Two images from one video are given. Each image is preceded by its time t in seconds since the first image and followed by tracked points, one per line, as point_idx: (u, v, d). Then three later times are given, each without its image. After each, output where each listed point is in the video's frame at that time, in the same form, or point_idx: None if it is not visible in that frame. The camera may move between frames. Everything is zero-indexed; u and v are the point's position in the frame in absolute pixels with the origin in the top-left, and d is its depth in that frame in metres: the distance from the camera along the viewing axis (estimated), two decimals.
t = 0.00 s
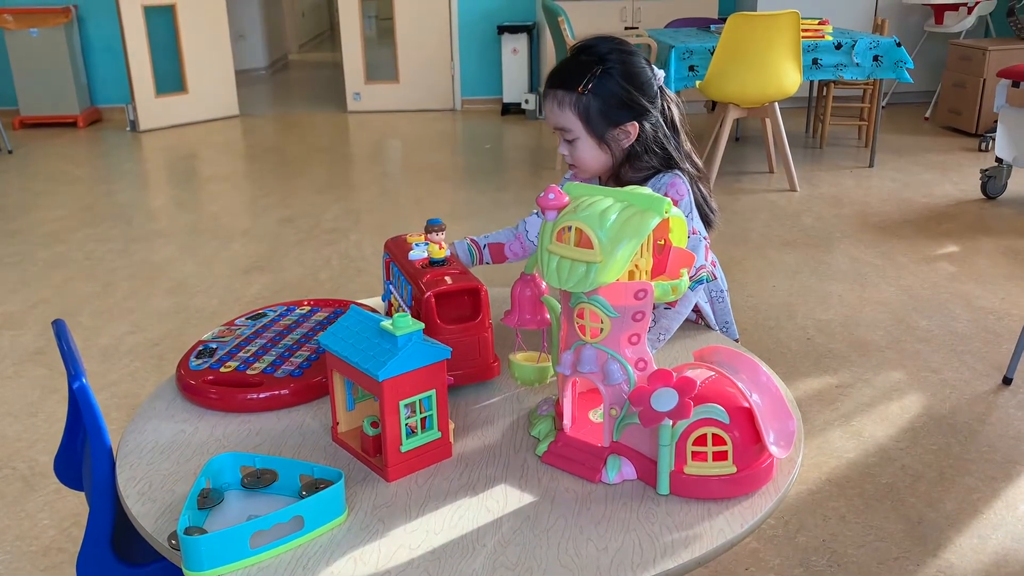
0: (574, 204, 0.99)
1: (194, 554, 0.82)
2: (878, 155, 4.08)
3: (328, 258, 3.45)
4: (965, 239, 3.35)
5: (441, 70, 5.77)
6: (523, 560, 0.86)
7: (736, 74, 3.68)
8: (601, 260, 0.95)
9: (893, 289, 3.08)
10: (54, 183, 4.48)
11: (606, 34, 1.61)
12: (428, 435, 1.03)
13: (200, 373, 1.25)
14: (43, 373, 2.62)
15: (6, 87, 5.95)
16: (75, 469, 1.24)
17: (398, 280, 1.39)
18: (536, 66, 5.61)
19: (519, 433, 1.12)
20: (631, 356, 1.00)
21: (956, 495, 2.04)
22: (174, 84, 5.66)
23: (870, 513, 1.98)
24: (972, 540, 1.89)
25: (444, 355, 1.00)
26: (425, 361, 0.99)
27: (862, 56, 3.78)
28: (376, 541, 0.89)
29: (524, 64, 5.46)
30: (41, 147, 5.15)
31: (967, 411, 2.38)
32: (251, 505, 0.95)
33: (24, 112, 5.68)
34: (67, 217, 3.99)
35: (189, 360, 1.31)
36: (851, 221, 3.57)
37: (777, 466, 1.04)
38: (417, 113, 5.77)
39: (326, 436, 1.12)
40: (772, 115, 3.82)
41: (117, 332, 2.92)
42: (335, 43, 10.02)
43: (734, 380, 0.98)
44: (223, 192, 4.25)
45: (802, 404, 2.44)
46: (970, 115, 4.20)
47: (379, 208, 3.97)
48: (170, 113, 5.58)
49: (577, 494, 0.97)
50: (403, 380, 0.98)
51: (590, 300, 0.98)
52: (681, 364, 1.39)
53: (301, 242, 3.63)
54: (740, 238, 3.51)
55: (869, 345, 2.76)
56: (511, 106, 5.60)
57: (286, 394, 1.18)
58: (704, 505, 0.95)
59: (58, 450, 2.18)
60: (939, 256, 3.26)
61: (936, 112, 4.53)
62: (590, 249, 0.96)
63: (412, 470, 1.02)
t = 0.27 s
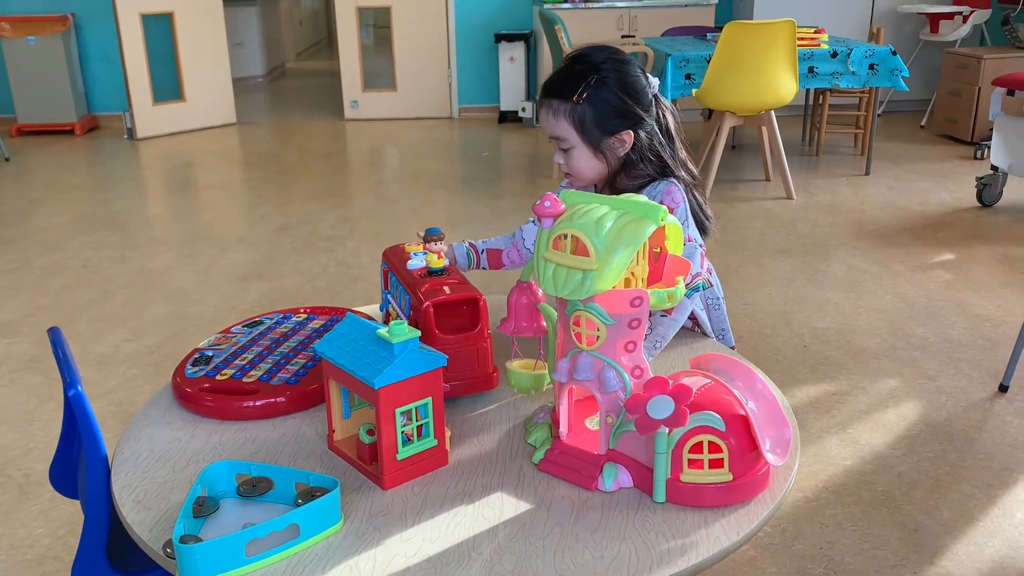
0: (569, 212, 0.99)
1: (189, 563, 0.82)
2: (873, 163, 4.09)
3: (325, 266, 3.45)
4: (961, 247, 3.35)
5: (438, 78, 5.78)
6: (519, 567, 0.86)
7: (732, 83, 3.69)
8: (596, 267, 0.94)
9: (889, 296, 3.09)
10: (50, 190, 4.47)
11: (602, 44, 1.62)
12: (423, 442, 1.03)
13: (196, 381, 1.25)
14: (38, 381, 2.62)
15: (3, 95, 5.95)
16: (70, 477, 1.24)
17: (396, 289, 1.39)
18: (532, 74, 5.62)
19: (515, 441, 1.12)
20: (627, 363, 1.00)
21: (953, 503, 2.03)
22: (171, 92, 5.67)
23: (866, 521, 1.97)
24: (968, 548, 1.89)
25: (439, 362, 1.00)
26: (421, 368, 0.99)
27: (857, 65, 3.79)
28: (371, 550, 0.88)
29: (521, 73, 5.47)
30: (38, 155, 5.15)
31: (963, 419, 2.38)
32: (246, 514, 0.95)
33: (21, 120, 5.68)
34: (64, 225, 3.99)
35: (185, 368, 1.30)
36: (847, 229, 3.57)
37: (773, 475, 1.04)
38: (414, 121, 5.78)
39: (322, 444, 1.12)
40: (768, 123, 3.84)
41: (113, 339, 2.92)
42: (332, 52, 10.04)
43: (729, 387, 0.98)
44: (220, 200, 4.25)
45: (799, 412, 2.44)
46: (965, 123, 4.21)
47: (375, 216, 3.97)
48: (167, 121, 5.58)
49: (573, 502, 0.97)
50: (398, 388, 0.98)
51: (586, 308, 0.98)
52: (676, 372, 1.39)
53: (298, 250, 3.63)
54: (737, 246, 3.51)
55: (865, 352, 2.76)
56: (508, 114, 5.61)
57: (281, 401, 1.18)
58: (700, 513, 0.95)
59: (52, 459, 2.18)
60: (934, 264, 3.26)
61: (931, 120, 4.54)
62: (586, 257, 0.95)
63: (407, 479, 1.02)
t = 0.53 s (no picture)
0: (556, 238, 0.99)
1: None
2: (859, 184, 4.14)
3: (314, 287, 3.45)
4: (946, 268, 3.39)
5: (428, 98, 5.81)
6: None
7: (718, 106, 3.73)
8: (583, 294, 0.94)
9: (875, 317, 3.11)
10: (38, 211, 4.46)
11: (590, 72, 1.64)
12: (411, 469, 1.03)
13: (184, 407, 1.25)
14: (25, 404, 2.60)
15: None
16: (55, 502, 1.23)
17: (384, 314, 1.39)
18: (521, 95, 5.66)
19: (503, 465, 1.12)
20: (614, 389, 1.00)
21: (939, 525, 2.04)
22: (161, 112, 5.68)
23: (854, 544, 1.98)
24: (956, 571, 1.89)
25: (427, 388, 1.00)
26: (408, 394, 0.99)
27: (842, 87, 3.83)
28: None
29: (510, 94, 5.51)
30: (26, 175, 5.14)
31: (949, 440, 2.40)
32: (234, 542, 0.94)
33: (10, 140, 5.67)
34: (52, 246, 3.98)
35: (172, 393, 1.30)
36: (833, 250, 3.60)
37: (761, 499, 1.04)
38: (403, 141, 5.80)
39: (309, 469, 1.12)
40: (754, 145, 3.87)
41: (101, 361, 2.91)
42: (322, 72, 10.08)
43: (716, 413, 0.99)
44: (209, 221, 4.25)
45: (786, 433, 2.45)
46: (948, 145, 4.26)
47: (365, 236, 3.98)
48: (157, 141, 5.59)
49: (561, 528, 0.97)
50: (386, 415, 0.98)
51: (573, 333, 0.98)
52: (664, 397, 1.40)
53: (287, 271, 3.63)
54: (724, 266, 3.54)
55: (852, 373, 2.78)
56: (497, 134, 5.64)
57: (269, 427, 1.18)
58: (687, 539, 0.95)
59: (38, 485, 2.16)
60: (920, 285, 3.29)
61: (915, 141, 4.59)
62: (572, 282, 0.95)
63: (395, 505, 1.02)
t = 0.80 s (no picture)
0: (520, 283, 0.98)
1: None
2: (819, 219, 4.22)
3: (280, 324, 3.42)
4: (904, 302, 3.45)
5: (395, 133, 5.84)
6: None
7: (681, 143, 3.80)
8: (546, 337, 0.93)
9: (837, 351, 3.16)
10: None
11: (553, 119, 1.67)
12: (373, 517, 1.01)
13: (143, 454, 1.22)
14: None
15: None
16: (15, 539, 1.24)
17: (349, 356, 1.36)
18: (489, 131, 5.72)
19: (467, 510, 1.12)
20: (579, 433, 0.98)
21: (902, 560, 2.06)
22: (125, 147, 5.63)
23: None
24: None
25: (392, 434, 0.99)
26: (373, 440, 0.98)
27: (801, 125, 3.92)
28: None
29: (476, 130, 5.57)
30: None
31: (910, 474, 2.43)
32: None
33: None
34: (10, 283, 3.91)
35: (132, 440, 1.27)
36: (795, 284, 3.66)
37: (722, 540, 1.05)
38: (371, 175, 5.81)
39: (271, 516, 1.10)
40: (717, 182, 3.93)
41: (59, 402, 2.84)
42: (289, 107, 10.10)
43: (678, 455, 0.98)
44: (173, 257, 4.21)
45: (752, 470, 2.47)
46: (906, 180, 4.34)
47: (332, 272, 3.96)
48: (121, 176, 5.54)
49: None
50: (349, 462, 0.96)
51: (537, 377, 0.95)
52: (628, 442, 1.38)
53: (253, 308, 3.60)
54: (689, 301, 3.57)
55: (815, 408, 2.81)
56: (464, 169, 5.66)
57: (230, 473, 1.16)
58: None
59: None
60: (879, 319, 3.35)
61: (873, 177, 4.69)
62: (536, 326, 0.94)
63: (358, 553, 1.00)
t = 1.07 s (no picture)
0: (455, 350, 0.98)
1: None
2: (750, 269, 4.33)
3: (212, 382, 3.33)
4: (833, 351, 3.55)
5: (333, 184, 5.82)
6: None
7: (616, 197, 3.87)
8: (481, 406, 0.92)
9: (771, 401, 3.22)
10: None
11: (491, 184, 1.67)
12: None
13: (61, 531, 1.15)
14: None
15: None
16: None
17: (279, 422, 1.31)
18: (427, 183, 5.75)
19: None
20: (514, 501, 0.96)
21: None
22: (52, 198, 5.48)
23: None
24: None
25: (321, 508, 0.96)
26: (303, 514, 0.95)
27: (731, 178, 4.03)
28: None
29: (414, 182, 5.58)
30: None
31: (843, 524, 2.47)
32: None
33: None
34: None
35: (50, 515, 1.20)
36: (728, 334, 3.73)
37: None
38: (308, 226, 5.77)
39: None
40: (651, 234, 4.00)
41: None
42: (223, 157, 10.00)
43: (612, 522, 0.96)
44: (100, 314, 4.08)
45: (689, 524, 2.47)
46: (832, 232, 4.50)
47: (267, 327, 3.89)
48: (46, 228, 5.37)
49: None
50: (278, 539, 0.93)
51: (472, 446, 0.94)
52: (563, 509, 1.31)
53: (184, 366, 3.50)
54: (627, 352, 3.61)
55: (750, 459, 2.84)
56: (404, 221, 5.62)
57: (154, 549, 1.11)
58: None
59: None
60: (810, 369, 3.43)
61: (801, 227, 4.84)
62: (470, 395, 0.93)
63: None
